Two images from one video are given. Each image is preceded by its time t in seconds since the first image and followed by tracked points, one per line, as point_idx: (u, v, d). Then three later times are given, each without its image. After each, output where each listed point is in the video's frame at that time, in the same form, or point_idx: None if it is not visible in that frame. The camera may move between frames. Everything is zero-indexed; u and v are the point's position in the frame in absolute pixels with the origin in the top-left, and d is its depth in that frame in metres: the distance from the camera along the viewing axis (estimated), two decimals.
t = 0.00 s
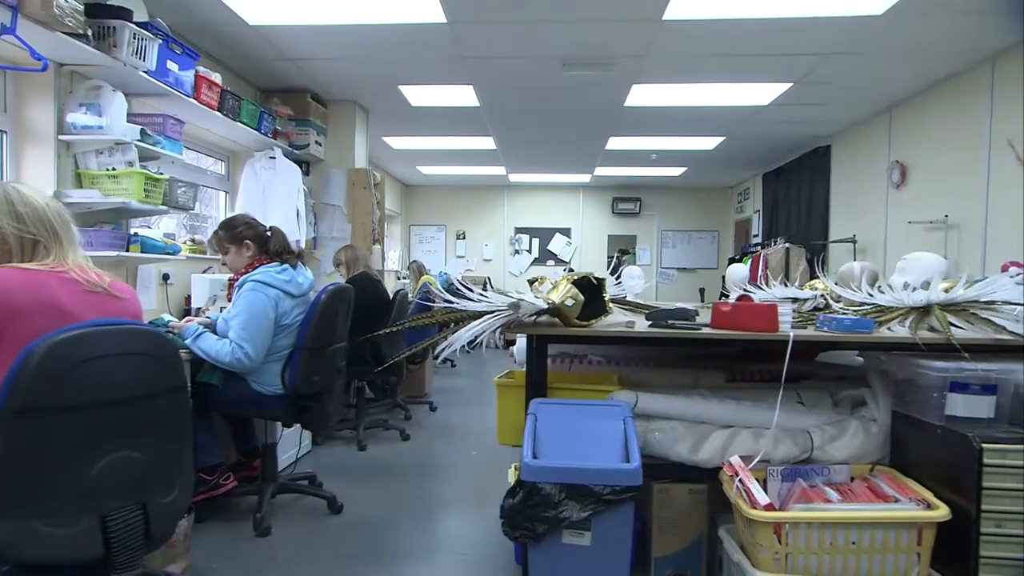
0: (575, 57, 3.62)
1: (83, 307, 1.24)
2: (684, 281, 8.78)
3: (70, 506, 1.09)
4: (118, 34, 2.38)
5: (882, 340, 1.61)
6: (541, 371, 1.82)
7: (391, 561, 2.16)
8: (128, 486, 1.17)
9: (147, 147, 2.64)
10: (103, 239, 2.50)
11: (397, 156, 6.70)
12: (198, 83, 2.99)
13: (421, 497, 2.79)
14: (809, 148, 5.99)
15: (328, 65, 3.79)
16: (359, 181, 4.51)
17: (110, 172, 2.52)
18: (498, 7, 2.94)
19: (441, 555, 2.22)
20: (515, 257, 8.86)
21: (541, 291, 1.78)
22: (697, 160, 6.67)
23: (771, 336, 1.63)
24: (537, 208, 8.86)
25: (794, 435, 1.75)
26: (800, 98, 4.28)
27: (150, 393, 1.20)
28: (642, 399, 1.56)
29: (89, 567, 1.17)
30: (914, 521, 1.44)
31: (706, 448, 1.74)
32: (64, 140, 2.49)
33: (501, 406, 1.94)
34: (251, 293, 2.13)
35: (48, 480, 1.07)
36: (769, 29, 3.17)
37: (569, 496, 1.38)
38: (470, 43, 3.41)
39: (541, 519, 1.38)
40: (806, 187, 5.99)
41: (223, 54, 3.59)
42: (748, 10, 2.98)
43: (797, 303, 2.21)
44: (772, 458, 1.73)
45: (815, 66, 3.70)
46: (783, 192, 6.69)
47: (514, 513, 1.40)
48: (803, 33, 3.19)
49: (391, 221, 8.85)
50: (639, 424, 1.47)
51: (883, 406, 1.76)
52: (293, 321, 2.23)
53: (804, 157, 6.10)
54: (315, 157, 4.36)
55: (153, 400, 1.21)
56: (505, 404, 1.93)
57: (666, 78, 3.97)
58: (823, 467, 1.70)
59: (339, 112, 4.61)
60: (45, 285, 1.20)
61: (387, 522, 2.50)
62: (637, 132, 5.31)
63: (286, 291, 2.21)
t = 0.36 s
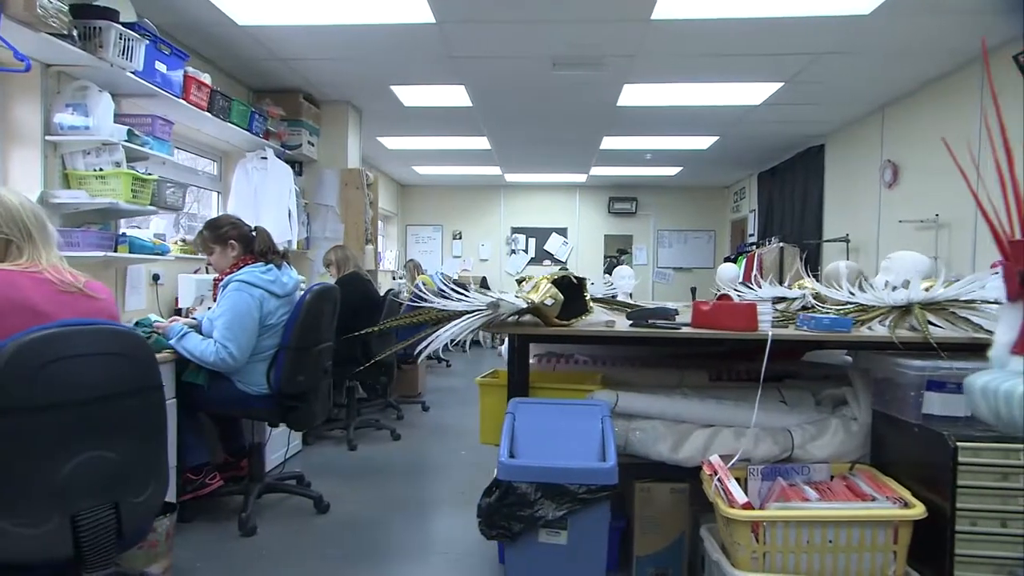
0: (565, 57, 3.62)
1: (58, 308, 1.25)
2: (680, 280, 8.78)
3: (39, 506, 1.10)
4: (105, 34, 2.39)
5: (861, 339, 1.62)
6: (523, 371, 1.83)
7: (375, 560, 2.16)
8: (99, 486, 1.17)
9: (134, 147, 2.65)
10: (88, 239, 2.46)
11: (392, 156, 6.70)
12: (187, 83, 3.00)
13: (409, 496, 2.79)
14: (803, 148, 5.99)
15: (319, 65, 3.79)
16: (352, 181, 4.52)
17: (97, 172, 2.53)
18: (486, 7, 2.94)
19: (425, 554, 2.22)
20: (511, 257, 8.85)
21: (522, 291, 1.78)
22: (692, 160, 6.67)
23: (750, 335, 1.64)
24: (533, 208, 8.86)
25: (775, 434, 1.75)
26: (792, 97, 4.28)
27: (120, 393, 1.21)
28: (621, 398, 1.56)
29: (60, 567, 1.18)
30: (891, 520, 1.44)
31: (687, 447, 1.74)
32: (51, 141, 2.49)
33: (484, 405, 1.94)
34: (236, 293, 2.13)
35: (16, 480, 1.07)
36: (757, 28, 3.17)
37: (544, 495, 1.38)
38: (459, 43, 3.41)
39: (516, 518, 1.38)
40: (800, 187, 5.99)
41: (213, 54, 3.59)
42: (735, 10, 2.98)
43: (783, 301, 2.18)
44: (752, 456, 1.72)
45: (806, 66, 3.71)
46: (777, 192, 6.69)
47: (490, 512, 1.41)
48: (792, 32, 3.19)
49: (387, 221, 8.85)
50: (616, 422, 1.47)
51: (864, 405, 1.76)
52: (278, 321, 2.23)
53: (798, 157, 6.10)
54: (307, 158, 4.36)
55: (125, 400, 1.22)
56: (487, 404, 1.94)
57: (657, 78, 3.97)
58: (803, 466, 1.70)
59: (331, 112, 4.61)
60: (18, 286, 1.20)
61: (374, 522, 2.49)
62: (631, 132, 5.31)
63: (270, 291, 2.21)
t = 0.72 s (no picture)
0: (557, 57, 3.63)
1: (36, 307, 1.29)
2: (677, 280, 8.79)
3: (17, 505, 1.11)
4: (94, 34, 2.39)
5: (843, 338, 1.62)
6: (509, 370, 1.83)
7: (363, 559, 2.17)
8: (78, 486, 1.18)
9: (125, 147, 2.65)
10: (78, 239, 2.46)
11: (388, 157, 6.71)
12: (179, 83, 3.00)
13: (399, 496, 2.79)
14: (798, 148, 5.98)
15: (312, 65, 3.80)
16: (347, 181, 4.50)
17: (87, 172, 2.53)
18: (476, 7, 2.95)
19: (414, 554, 2.23)
20: (508, 257, 8.86)
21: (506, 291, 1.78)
22: (688, 159, 6.67)
23: (734, 334, 1.64)
24: (530, 207, 8.87)
25: (759, 433, 1.75)
26: (785, 97, 4.29)
27: (101, 394, 1.21)
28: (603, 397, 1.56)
29: (38, 565, 1.19)
30: (872, 519, 1.44)
31: (671, 447, 1.74)
32: (41, 141, 2.49)
33: (470, 404, 1.95)
34: (224, 293, 2.13)
35: None
36: (748, 28, 3.17)
37: (525, 494, 1.38)
38: (451, 43, 3.41)
39: (497, 517, 1.39)
40: (795, 186, 5.99)
41: (206, 55, 3.60)
42: (725, 10, 2.98)
43: (773, 301, 2.14)
44: (737, 456, 1.73)
45: (799, 66, 3.71)
46: (773, 191, 6.69)
47: (472, 511, 1.41)
48: (782, 32, 3.19)
49: (385, 221, 8.85)
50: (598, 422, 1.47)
51: (849, 404, 1.76)
52: (267, 321, 2.23)
53: (794, 157, 6.10)
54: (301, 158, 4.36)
55: (105, 400, 1.22)
56: (474, 404, 1.94)
57: (650, 77, 3.98)
58: (787, 465, 1.70)
59: (326, 112, 4.61)
60: None
61: (363, 522, 2.50)
62: (626, 131, 5.31)
63: (259, 291, 2.21)
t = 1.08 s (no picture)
0: (551, 57, 3.63)
1: (17, 308, 1.33)
2: (674, 280, 8.79)
3: None
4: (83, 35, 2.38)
5: (827, 337, 1.62)
6: (496, 370, 1.83)
7: (352, 559, 2.17)
8: (59, 486, 1.19)
9: (116, 148, 2.65)
10: (69, 239, 2.46)
11: (384, 157, 6.71)
12: (171, 84, 3.00)
13: (391, 496, 2.79)
14: (795, 147, 5.98)
15: (306, 66, 3.80)
16: (341, 181, 4.52)
17: (78, 173, 2.53)
18: (469, 7, 2.95)
19: (403, 554, 2.23)
20: (506, 257, 8.86)
21: (493, 291, 1.79)
22: (684, 159, 6.67)
23: (719, 334, 1.64)
24: (528, 208, 8.87)
25: (746, 433, 1.76)
26: (780, 97, 4.29)
27: (80, 393, 1.22)
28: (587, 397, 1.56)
29: (18, 566, 1.20)
30: (855, 518, 1.45)
31: (658, 447, 1.74)
32: (33, 142, 2.49)
33: (458, 404, 1.95)
34: (213, 294, 2.14)
35: None
36: (739, 29, 3.18)
37: (507, 494, 1.38)
38: (445, 44, 3.41)
39: (480, 516, 1.39)
40: (791, 186, 5.99)
41: (200, 56, 3.60)
42: (716, 10, 2.99)
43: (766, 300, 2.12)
44: (723, 455, 1.73)
45: (792, 66, 3.71)
46: (770, 191, 6.69)
47: (456, 511, 1.41)
48: (774, 32, 3.20)
49: (382, 221, 8.86)
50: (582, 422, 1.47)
51: (835, 404, 1.77)
52: (256, 321, 2.24)
53: (790, 156, 6.10)
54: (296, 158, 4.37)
55: (84, 400, 1.23)
56: (462, 405, 1.94)
57: (644, 78, 3.98)
58: (773, 465, 1.70)
59: (321, 113, 4.61)
60: None
61: (354, 522, 2.50)
62: (622, 131, 5.31)
63: (248, 292, 2.22)
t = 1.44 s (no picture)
0: (545, 57, 3.63)
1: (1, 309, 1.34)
2: (672, 280, 8.79)
3: None
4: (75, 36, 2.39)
5: (814, 337, 1.62)
6: (484, 371, 1.83)
7: (342, 559, 2.17)
8: (41, 485, 1.19)
9: (109, 149, 2.66)
10: (61, 239, 2.46)
11: (381, 157, 6.70)
12: (164, 85, 3.01)
13: (384, 496, 2.79)
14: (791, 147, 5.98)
15: (300, 66, 3.80)
16: (337, 182, 4.53)
17: (71, 173, 2.54)
18: (461, 7, 2.95)
19: (394, 554, 2.23)
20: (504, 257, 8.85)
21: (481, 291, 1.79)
22: (682, 159, 6.66)
23: (706, 334, 1.64)
24: (525, 208, 8.87)
25: (734, 433, 1.76)
26: (775, 96, 4.29)
27: (67, 393, 1.23)
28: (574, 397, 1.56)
29: None
30: (841, 518, 1.45)
31: (646, 447, 1.74)
32: (25, 143, 2.49)
33: (447, 404, 1.95)
34: (204, 294, 2.14)
35: None
36: (732, 28, 3.18)
37: (492, 493, 1.38)
38: (438, 44, 3.41)
39: (465, 516, 1.39)
40: (788, 186, 5.99)
41: (194, 56, 3.60)
42: (708, 10, 3.00)
43: (759, 301, 2.12)
44: (711, 455, 1.73)
45: (786, 66, 3.71)
46: (767, 191, 6.68)
47: (441, 510, 1.41)
48: (768, 32, 3.20)
49: (380, 221, 8.86)
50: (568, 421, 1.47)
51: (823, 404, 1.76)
52: (247, 322, 2.24)
53: (787, 156, 6.10)
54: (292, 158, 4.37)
55: (70, 400, 1.23)
56: (451, 404, 1.94)
57: (639, 77, 3.98)
58: (761, 464, 1.70)
59: (316, 113, 4.61)
60: None
61: (346, 522, 2.49)
62: (618, 131, 5.31)
63: (239, 292, 2.22)
